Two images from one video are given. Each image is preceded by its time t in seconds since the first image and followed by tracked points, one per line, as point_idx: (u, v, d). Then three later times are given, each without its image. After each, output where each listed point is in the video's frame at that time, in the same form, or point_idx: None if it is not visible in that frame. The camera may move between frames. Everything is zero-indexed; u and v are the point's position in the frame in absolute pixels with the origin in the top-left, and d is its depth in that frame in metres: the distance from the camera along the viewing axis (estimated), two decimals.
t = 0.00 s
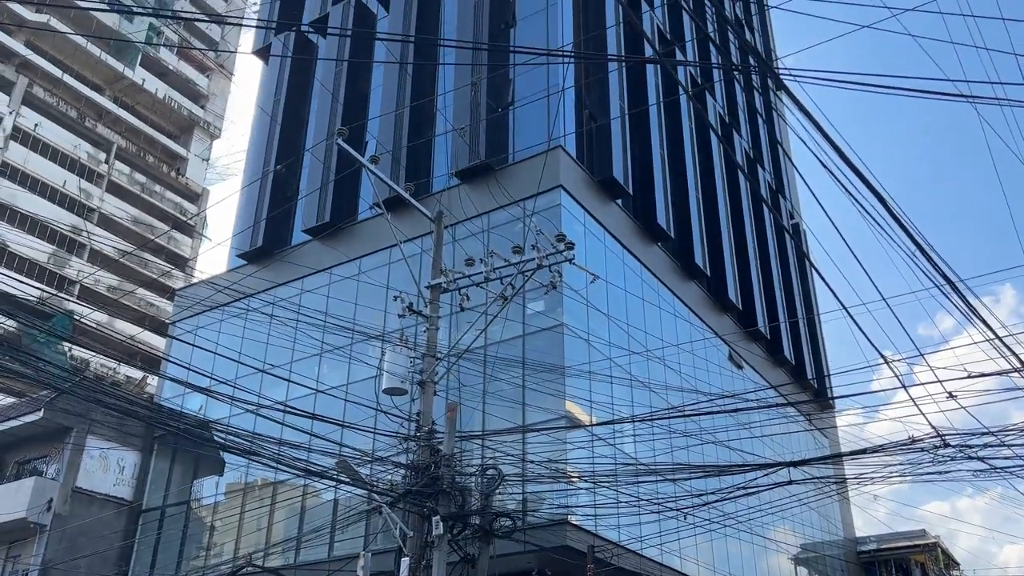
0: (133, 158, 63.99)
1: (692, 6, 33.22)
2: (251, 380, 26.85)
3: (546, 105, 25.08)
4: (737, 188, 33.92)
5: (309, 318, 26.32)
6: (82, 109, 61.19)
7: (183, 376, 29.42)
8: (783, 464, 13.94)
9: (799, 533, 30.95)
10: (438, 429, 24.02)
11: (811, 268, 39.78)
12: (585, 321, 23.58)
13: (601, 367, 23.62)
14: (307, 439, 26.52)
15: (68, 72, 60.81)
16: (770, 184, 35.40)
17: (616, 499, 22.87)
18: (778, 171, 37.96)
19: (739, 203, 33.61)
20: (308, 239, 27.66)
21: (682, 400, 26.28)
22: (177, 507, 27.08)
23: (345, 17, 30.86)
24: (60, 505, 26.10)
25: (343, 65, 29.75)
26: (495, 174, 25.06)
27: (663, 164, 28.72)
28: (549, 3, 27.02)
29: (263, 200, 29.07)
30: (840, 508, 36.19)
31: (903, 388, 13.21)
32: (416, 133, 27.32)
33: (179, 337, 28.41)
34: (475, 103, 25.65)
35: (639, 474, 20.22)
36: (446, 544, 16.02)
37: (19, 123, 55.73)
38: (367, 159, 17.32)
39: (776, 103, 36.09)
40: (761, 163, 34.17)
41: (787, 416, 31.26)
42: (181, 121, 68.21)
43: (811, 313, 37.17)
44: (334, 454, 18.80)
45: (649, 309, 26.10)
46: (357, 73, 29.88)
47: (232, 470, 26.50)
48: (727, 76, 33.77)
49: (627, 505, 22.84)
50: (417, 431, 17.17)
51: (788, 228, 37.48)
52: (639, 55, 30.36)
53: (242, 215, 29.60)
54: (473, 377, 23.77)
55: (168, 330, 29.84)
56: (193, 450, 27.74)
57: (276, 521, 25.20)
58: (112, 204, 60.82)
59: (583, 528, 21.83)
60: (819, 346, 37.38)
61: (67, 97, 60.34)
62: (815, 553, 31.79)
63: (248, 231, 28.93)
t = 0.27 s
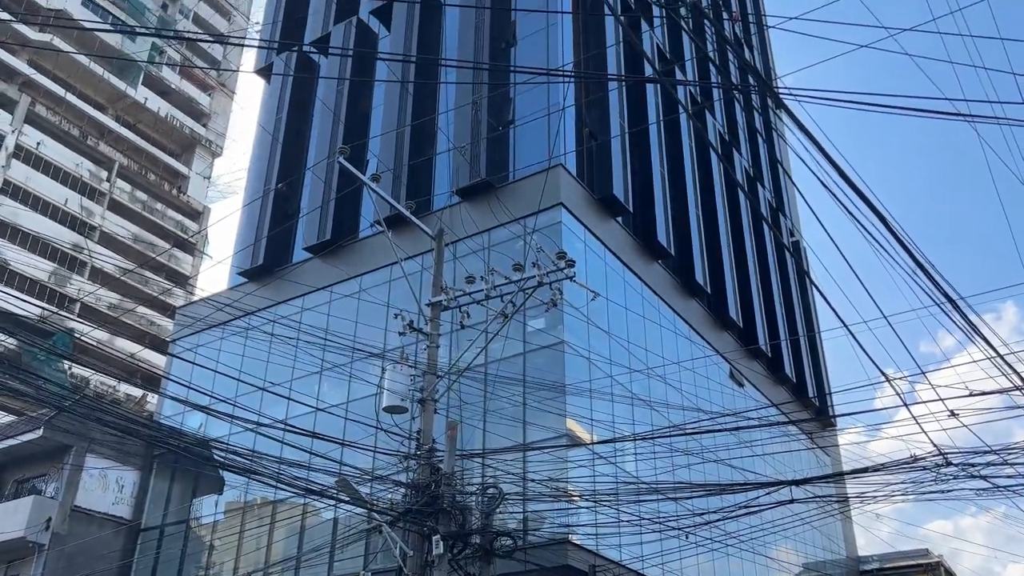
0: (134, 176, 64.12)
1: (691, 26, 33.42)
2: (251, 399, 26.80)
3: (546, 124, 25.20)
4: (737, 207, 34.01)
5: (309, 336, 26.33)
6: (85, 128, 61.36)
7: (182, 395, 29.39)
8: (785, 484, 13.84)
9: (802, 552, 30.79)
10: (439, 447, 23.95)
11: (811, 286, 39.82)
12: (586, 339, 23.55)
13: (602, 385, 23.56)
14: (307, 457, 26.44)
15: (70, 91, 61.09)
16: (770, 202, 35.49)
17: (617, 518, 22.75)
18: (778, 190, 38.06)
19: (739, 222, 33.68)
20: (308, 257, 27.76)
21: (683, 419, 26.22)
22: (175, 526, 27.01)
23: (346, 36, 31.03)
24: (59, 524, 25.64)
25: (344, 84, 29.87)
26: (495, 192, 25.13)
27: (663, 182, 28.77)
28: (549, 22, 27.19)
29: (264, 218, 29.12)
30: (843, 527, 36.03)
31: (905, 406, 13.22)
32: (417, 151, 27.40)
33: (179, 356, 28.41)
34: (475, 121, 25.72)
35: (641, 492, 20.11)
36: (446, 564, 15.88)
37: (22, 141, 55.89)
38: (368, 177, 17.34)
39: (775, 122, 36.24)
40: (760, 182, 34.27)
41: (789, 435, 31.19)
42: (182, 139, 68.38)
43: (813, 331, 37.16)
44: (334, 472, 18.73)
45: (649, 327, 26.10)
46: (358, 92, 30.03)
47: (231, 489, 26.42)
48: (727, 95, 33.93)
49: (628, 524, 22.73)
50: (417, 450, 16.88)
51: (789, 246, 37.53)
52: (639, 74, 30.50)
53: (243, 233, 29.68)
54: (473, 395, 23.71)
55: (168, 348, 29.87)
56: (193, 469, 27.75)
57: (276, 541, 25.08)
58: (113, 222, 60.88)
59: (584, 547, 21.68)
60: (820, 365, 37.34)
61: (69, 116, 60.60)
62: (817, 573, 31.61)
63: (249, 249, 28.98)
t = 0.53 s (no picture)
0: (134, 196, 64.28)
1: (690, 47, 33.61)
2: (250, 418, 26.72)
3: (546, 143, 25.32)
4: (737, 226, 34.09)
5: (309, 355, 26.32)
6: (86, 147, 61.58)
7: (181, 414, 29.37)
8: (787, 504, 13.72)
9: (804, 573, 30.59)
10: (438, 466, 23.83)
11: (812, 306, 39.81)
12: (587, 358, 23.50)
13: (602, 404, 23.48)
14: (307, 477, 26.33)
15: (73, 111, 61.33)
16: (769, 222, 35.57)
17: (618, 538, 22.59)
18: (777, 209, 38.15)
19: (738, 241, 33.73)
20: (309, 276, 27.81)
21: (684, 438, 26.13)
22: (174, 546, 26.90)
23: (347, 57, 31.20)
24: (56, 545, 25.44)
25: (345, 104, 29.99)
26: (496, 211, 25.18)
27: (663, 202, 28.82)
28: (549, 43, 27.35)
29: (264, 238, 29.15)
30: (845, 547, 35.84)
31: (906, 427, 13.20)
32: (417, 170, 27.46)
33: (179, 375, 28.40)
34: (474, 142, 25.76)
35: (641, 512, 19.97)
36: None
37: (23, 160, 56.18)
38: (369, 195, 17.35)
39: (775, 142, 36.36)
40: (760, 201, 34.35)
41: (790, 455, 31.07)
42: (184, 158, 68.55)
43: (813, 350, 37.13)
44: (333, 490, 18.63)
45: (649, 346, 26.06)
46: (359, 111, 30.17)
47: (230, 509, 26.33)
48: (726, 116, 34.06)
49: (628, 544, 22.59)
50: (417, 469, 16.68)
51: (789, 265, 37.56)
52: (638, 95, 30.64)
53: (244, 252, 29.72)
54: (473, 415, 23.59)
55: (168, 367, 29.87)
56: (191, 488, 27.65)
57: (274, 561, 24.91)
58: (113, 241, 60.95)
59: (585, 568, 21.50)
60: (821, 384, 37.28)
61: (71, 135, 60.80)
62: None
63: (249, 268, 29.00)
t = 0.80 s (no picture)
0: (135, 216, 64.41)
1: (688, 69, 33.82)
2: (249, 438, 26.62)
3: (546, 163, 25.40)
4: (736, 246, 34.15)
5: (308, 375, 26.27)
6: (87, 167, 61.79)
7: (180, 434, 29.30)
8: (788, 525, 13.59)
9: None
10: (438, 487, 23.71)
11: (812, 325, 39.80)
12: (587, 377, 23.43)
13: (602, 424, 23.38)
14: (306, 498, 26.20)
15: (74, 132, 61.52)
16: (769, 242, 35.62)
17: (618, 559, 22.44)
18: (777, 229, 38.23)
19: (738, 261, 33.76)
20: (308, 295, 27.82)
21: (685, 459, 26.02)
22: (171, 567, 26.71)
23: (348, 77, 31.39)
24: (53, 566, 25.32)
25: (345, 124, 30.14)
26: (495, 230, 25.20)
27: (662, 221, 28.88)
28: (549, 64, 27.55)
29: (264, 257, 29.17)
30: (846, 568, 35.63)
31: (908, 447, 13.11)
32: (417, 190, 27.54)
33: (178, 395, 28.36)
34: (474, 161, 25.85)
35: (642, 533, 19.84)
36: None
37: (24, 181, 56.01)
38: (369, 215, 17.34)
39: (773, 163, 36.52)
40: (759, 221, 34.42)
41: (791, 475, 30.96)
42: (184, 178, 68.71)
43: (814, 370, 37.07)
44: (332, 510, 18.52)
45: (649, 366, 26.01)
46: (360, 131, 30.28)
47: (228, 529, 26.30)
48: (725, 137, 34.22)
49: (629, 565, 22.44)
50: (416, 490, 16.50)
51: (788, 285, 37.56)
52: (638, 115, 30.80)
53: (244, 272, 29.74)
54: (473, 435, 23.45)
55: (167, 387, 29.81)
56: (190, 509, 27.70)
57: None
58: (113, 261, 61.02)
59: None
60: (821, 404, 37.19)
61: (73, 156, 60.97)
62: None
63: (249, 288, 29.00)
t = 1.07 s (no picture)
0: (135, 236, 64.49)
1: (687, 91, 34.02)
2: (247, 459, 26.53)
3: (546, 184, 25.49)
4: (736, 266, 34.20)
5: (307, 396, 26.22)
6: (88, 188, 61.95)
7: (178, 455, 29.25)
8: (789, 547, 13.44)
9: None
10: (437, 508, 23.57)
11: (812, 346, 39.78)
12: (586, 398, 23.35)
13: (602, 445, 23.27)
14: (304, 519, 26.07)
15: (76, 152, 61.75)
16: (768, 262, 35.67)
17: None
18: (776, 250, 38.33)
19: (737, 281, 33.81)
20: (308, 315, 27.82)
21: (685, 480, 25.90)
22: None
23: (348, 99, 31.56)
24: None
25: (346, 145, 30.26)
26: (495, 251, 25.21)
27: (662, 242, 28.93)
28: (548, 85, 27.75)
29: (263, 278, 29.20)
30: None
31: (909, 469, 13.04)
32: (416, 210, 27.61)
33: (176, 416, 28.33)
34: (475, 181, 25.94)
35: (642, 554, 19.69)
36: None
37: (24, 202, 56.29)
38: (369, 235, 17.32)
39: (772, 184, 36.65)
40: (759, 242, 34.48)
41: (792, 496, 30.83)
42: (184, 198, 68.84)
43: (814, 390, 37.01)
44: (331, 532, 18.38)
45: (649, 386, 25.95)
46: (360, 152, 30.39)
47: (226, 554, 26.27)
48: (724, 158, 34.35)
49: None
50: (415, 512, 16.30)
51: (788, 305, 37.58)
52: (637, 136, 30.93)
53: (243, 292, 29.76)
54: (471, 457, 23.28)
55: (165, 408, 29.76)
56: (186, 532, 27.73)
57: None
58: (113, 281, 61.03)
59: None
60: (822, 424, 37.11)
61: (74, 176, 61.15)
62: None
63: (248, 308, 29.00)
